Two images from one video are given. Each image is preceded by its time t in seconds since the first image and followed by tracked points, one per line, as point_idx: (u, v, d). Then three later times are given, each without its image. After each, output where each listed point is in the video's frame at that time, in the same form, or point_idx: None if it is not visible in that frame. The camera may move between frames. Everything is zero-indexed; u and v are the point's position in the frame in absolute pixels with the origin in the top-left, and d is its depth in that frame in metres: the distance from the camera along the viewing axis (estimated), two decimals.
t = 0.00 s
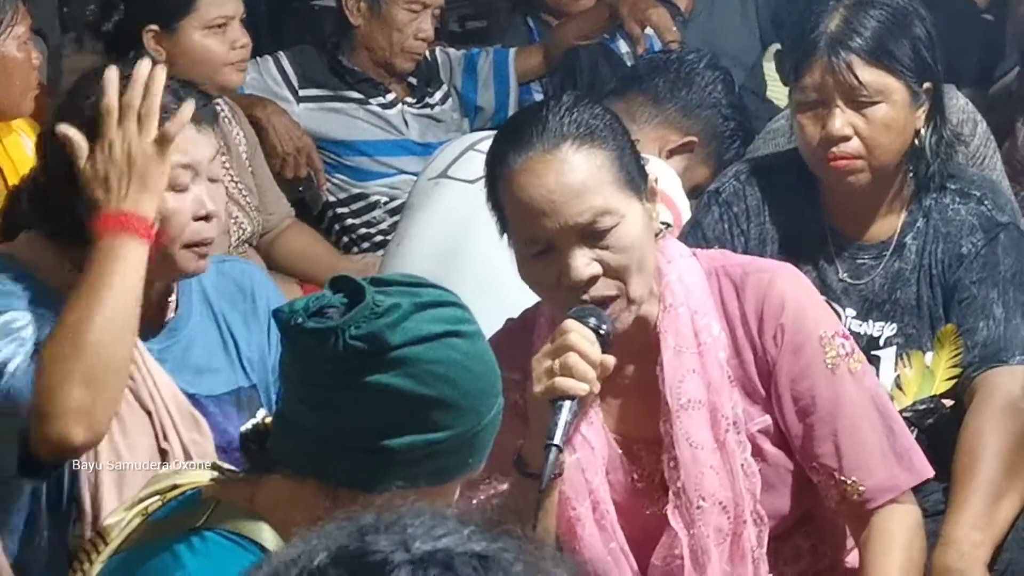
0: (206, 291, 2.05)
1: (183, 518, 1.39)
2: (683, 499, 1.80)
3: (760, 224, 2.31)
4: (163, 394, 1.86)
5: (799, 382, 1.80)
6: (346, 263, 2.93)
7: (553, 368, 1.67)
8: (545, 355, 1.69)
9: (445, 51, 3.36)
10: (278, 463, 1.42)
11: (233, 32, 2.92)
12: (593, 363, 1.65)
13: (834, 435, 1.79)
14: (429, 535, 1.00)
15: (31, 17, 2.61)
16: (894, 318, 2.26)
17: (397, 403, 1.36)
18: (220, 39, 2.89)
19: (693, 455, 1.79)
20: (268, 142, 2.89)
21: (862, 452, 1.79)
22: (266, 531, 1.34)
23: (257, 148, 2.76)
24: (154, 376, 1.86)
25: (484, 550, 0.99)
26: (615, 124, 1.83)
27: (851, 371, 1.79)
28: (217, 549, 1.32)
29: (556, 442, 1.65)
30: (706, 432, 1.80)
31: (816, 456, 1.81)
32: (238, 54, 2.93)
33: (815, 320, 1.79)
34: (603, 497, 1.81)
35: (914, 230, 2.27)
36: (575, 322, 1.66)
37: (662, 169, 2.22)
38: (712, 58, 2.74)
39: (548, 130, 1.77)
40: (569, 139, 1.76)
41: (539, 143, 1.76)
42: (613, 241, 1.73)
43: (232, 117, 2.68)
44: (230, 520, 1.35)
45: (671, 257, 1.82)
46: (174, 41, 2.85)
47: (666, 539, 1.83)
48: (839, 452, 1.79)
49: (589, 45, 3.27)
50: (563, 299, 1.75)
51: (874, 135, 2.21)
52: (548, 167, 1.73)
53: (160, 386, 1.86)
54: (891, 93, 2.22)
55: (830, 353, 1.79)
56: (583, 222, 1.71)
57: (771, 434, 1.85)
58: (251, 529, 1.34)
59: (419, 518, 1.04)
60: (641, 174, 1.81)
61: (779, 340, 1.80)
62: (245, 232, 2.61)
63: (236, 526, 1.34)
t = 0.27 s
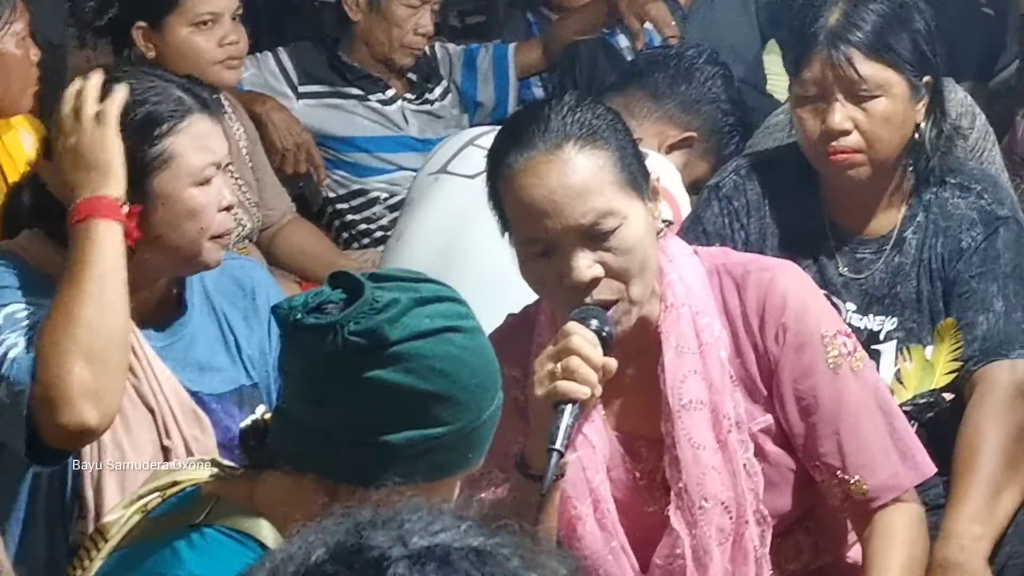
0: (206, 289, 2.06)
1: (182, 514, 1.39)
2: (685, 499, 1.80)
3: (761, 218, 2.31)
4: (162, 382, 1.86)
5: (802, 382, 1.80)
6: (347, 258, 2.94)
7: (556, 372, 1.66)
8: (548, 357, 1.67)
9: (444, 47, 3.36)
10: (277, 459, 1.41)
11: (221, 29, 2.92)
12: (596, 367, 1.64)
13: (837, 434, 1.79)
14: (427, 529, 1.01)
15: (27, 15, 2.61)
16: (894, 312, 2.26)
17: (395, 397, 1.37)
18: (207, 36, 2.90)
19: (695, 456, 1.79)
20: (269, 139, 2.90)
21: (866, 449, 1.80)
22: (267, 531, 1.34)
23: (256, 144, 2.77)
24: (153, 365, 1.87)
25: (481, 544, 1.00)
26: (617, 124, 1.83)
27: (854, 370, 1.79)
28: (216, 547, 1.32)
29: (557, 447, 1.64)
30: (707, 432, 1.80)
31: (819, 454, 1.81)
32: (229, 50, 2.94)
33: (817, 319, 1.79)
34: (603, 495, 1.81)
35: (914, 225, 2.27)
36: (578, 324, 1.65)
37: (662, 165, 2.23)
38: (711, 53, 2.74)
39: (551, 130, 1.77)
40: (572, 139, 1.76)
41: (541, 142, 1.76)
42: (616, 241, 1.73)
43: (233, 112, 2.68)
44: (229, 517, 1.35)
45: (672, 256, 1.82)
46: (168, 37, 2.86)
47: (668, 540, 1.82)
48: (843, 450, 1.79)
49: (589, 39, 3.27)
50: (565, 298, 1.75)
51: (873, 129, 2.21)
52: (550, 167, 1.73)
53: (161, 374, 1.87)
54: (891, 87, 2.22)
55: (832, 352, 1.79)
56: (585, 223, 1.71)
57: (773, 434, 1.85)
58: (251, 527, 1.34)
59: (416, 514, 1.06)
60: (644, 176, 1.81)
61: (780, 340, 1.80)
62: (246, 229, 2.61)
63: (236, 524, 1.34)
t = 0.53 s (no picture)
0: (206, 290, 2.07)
1: (181, 512, 1.40)
2: (685, 500, 1.80)
3: (761, 215, 2.31)
4: (159, 395, 1.89)
5: (803, 382, 1.80)
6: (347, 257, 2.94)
7: (560, 374, 1.65)
8: (550, 360, 1.67)
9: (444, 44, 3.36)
10: (276, 456, 1.42)
11: (217, 26, 2.92)
12: (599, 369, 1.64)
13: (838, 435, 1.79)
14: (428, 527, 1.01)
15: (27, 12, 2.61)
16: (893, 309, 2.26)
17: (393, 394, 1.36)
18: (203, 34, 2.89)
19: (695, 458, 1.79)
20: (269, 137, 2.90)
21: (868, 449, 1.80)
22: (267, 528, 1.35)
23: (257, 142, 2.77)
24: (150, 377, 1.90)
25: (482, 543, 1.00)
26: (620, 123, 1.84)
27: (855, 370, 1.79)
28: (216, 547, 1.34)
29: (565, 449, 1.61)
30: (707, 433, 1.80)
31: (820, 454, 1.81)
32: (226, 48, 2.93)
33: (818, 319, 1.79)
34: (603, 495, 1.81)
35: (914, 222, 2.27)
36: (579, 325, 1.66)
37: (663, 162, 2.23)
38: (711, 50, 2.74)
39: (553, 129, 1.77)
40: (574, 138, 1.76)
41: (544, 141, 1.76)
42: (618, 242, 1.72)
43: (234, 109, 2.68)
44: (228, 515, 1.36)
45: (672, 256, 1.81)
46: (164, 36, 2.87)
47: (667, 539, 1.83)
48: (843, 450, 1.79)
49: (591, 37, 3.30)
50: (566, 298, 1.75)
51: (873, 126, 2.22)
52: (552, 167, 1.74)
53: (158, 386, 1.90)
54: (891, 84, 2.22)
55: (833, 352, 1.79)
56: (588, 222, 1.71)
57: (774, 434, 1.85)
58: (251, 524, 1.35)
59: (417, 512, 1.05)
60: (647, 177, 1.81)
61: (782, 340, 1.80)
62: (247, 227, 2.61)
63: (235, 521, 1.35)
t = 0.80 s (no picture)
0: (208, 287, 2.09)
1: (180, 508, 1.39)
2: (686, 496, 1.81)
3: (760, 211, 2.31)
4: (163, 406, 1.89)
5: (803, 379, 1.80)
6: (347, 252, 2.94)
7: (561, 369, 1.66)
8: (551, 356, 1.68)
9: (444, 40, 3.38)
10: (275, 453, 1.42)
11: (215, 23, 2.93)
12: (601, 364, 1.65)
13: (838, 431, 1.79)
14: (425, 527, 1.02)
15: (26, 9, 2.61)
16: (893, 306, 2.26)
17: (386, 386, 1.36)
18: (201, 30, 2.90)
19: (694, 454, 1.80)
20: (268, 133, 2.90)
21: (869, 445, 1.79)
22: (266, 521, 1.34)
23: (256, 138, 2.77)
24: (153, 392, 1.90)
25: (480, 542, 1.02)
26: (619, 120, 1.84)
27: (855, 366, 1.79)
28: (214, 541, 1.33)
29: (568, 444, 1.62)
30: (707, 431, 1.81)
31: (820, 451, 1.81)
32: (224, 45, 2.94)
33: (819, 315, 1.79)
34: (603, 492, 1.81)
35: (914, 219, 2.27)
36: (580, 321, 1.66)
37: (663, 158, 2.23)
38: (710, 46, 2.74)
39: (554, 127, 1.77)
40: (574, 137, 1.76)
41: (545, 139, 1.76)
42: (618, 240, 1.73)
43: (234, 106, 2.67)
44: (228, 510, 1.35)
45: (673, 253, 1.82)
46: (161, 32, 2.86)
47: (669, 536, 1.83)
48: (844, 447, 1.79)
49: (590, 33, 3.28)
50: (566, 297, 1.75)
51: (875, 123, 2.21)
52: (554, 166, 1.74)
53: (161, 400, 1.90)
54: (892, 80, 2.22)
55: (833, 349, 1.78)
56: (589, 221, 1.71)
57: (774, 432, 1.85)
58: (252, 519, 1.34)
59: (415, 510, 1.07)
60: (648, 176, 1.81)
61: (782, 337, 1.80)
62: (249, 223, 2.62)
63: (233, 516, 1.35)
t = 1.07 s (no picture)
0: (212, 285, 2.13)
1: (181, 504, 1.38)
2: (686, 494, 1.80)
3: (761, 209, 2.33)
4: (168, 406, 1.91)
5: (803, 376, 1.80)
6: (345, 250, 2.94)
7: (563, 365, 1.64)
8: (553, 351, 1.67)
9: (444, 38, 3.37)
10: (271, 449, 1.39)
11: (215, 20, 2.92)
12: (601, 360, 1.64)
13: (838, 427, 1.79)
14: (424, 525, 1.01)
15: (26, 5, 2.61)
16: (894, 303, 2.27)
17: (379, 381, 1.34)
18: (200, 28, 2.90)
19: (694, 451, 1.79)
20: (268, 130, 2.89)
21: (869, 441, 1.79)
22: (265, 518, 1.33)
23: (257, 136, 2.76)
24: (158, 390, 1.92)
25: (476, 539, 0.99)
26: (619, 118, 1.83)
27: (855, 363, 1.78)
28: (216, 539, 1.31)
29: (571, 437, 1.62)
30: (707, 428, 1.80)
31: (820, 448, 1.81)
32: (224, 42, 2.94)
33: (818, 312, 1.79)
34: (603, 489, 1.81)
35: (914, 216, 2.27)
36: (583, 318, 1.65)
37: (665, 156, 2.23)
38: (711, 44, 2.74)
39: (552, 124, 1.77)
40: (573, 134, 1.76)
41: (543, 136, 1.75)
42: (618, 237, 1.72)
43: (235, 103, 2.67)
44: (229, 507, 1.34)
45: (672, 250, 1.81)
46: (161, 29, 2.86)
47: (669, 534, 1.83)
48: (844, 444, 1.79)
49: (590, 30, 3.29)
50: (566, 295, 1.75)
51: (877, 119, 2.21)
52: (553, 163, 1.73)
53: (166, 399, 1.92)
54: (895, 77, 2.21)
55: (832, 345, 1.78)
56: (588, 218, 1.71)
57: (774, 428, 1.85)
58: (253, 516, 1.33)
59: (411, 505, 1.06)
60: (647, 173, 1.80)
61: (781, 333, 1.80)
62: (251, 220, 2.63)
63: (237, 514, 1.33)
